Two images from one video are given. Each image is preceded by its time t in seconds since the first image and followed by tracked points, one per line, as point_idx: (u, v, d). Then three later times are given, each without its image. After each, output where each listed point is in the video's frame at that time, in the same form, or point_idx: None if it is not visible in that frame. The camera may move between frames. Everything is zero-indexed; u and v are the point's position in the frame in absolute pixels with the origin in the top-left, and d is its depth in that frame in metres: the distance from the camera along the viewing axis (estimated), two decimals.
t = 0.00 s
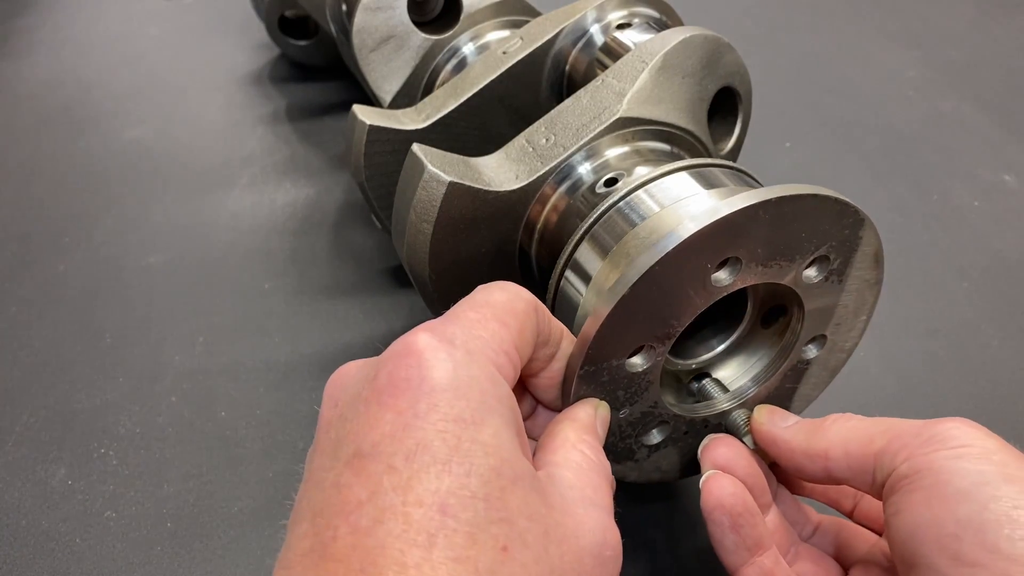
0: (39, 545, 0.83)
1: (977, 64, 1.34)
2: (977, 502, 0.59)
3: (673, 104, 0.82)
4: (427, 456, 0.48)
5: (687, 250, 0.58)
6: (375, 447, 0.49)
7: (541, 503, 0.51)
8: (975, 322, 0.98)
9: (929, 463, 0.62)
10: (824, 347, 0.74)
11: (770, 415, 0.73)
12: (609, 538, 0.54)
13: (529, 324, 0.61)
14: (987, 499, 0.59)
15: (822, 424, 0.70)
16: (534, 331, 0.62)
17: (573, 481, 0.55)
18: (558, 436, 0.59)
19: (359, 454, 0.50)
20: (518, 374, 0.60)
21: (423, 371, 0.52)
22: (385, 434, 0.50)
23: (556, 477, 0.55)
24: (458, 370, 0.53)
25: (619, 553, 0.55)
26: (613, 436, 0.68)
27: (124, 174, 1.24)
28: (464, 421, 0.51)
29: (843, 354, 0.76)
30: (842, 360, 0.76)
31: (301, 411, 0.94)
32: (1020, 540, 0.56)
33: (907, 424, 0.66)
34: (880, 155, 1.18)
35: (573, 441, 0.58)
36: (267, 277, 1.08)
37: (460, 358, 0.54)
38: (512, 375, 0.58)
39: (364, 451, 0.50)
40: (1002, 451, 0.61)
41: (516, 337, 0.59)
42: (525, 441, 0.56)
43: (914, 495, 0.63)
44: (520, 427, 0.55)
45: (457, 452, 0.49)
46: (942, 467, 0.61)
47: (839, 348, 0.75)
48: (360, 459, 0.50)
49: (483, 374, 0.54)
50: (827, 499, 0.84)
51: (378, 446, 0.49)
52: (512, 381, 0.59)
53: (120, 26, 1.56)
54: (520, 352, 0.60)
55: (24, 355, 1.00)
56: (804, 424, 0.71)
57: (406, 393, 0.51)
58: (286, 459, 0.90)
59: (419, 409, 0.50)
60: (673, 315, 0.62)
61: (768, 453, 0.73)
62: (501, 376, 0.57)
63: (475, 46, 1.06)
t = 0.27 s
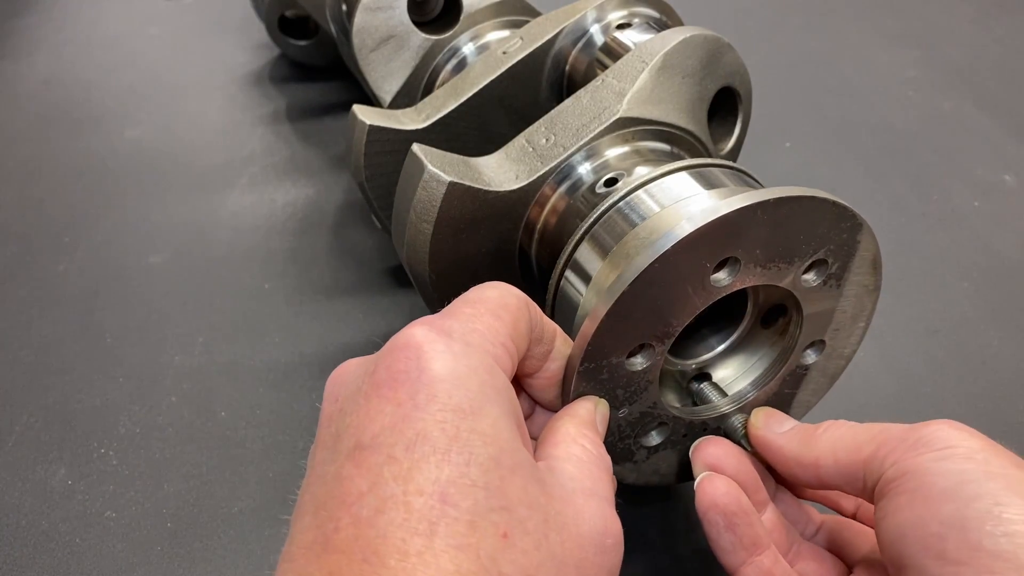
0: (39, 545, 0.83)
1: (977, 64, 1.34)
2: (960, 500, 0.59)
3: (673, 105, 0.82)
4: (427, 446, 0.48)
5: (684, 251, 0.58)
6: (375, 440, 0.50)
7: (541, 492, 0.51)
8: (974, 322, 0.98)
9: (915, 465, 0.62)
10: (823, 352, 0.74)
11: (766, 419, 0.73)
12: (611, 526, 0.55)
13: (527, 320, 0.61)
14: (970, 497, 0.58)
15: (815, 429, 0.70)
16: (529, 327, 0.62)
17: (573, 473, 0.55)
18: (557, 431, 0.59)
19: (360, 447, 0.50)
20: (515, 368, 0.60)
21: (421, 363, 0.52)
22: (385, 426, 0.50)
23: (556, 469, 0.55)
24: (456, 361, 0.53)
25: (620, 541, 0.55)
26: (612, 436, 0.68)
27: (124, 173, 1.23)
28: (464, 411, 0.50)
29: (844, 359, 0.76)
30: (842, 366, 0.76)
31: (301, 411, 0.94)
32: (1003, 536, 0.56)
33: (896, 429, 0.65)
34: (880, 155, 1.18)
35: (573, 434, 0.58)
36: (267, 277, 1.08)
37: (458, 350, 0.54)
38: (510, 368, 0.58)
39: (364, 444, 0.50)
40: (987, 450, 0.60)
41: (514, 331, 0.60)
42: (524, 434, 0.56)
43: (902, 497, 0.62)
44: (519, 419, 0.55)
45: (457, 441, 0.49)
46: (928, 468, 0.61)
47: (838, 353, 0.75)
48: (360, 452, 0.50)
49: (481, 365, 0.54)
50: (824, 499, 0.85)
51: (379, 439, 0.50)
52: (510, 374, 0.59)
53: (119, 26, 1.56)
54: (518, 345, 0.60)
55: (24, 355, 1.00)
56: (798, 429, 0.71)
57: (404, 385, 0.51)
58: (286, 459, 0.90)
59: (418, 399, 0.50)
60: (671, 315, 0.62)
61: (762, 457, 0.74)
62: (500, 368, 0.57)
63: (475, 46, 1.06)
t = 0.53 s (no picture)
0: (40, 545, 0.83)
1: (977, 64, 1.34)
2: (944, 510, 0.59)
3: (674, 104, 0.82)
4: (412, 437, 0.49)
5: (681, 244, 0.58)
6: (362, 430, 0.50)
7: (528, 482, 0.51)
8: (974, 322, 0.98)
9: (901, 474, 0.62)
10: (823, 350, 0.74)
11: (756, 415, 0.73)
12: (599, 517, 0.54)
13: (520, 313, 0.61)
14: (953, 507, 0.58)
15: (804, 425, 0.70)
16: (524, 318, 0.62)
17: (562, 464, 0.55)
18: (549, 424, 0.59)
19: (347, 437, 0.50)
20: (507, 361, 0.60)
21: (410, 355, 0.52)
22: (373, 417, 0.50)
23: (544, 460, 0.55)
24: (444, 353, 0.53)
25: (609, 533, 0.55)
26: (609, 431, 0.68)
27: (124, 174, 1.24)
28: (450, 403, 0.51)
29: (844, 358, 0.76)
30: (843, 365, 0.76)
31: (301, 411, 0.94)
32: (982, 545, 0.56)
33: (886, 434, 0.65)
34: (880, 155, 1.18)
35: (565, 427, 0.58)
36: (267, 277, 1.08)
37: (447, 341, 0.54)
38: (501, 360, 0.58)
39: (352, 434, 0.50)
40: (975, 461, 0.60)
41: (506, 324, 0.60)
42: (513, 426, 0.56)
43: (886, 506, 0.62)
44: (507, 411, 0.55)
45: (442, 432, 0.49)
46: (913, 479, 0.61)
47: (839, 352, 0.75)
48: (347, 442, 0.50)
49: (470, 357, 0.54)
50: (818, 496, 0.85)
51: (365, 429, 0.50)
52: (501, 366, 0.59)
53: (120, 26, 1.56)
54: (510, 338, 0.60)
55: (24, 355, 1.00)
56: (790, 425, 0.71)
57: (392, 376, 0.51)
58: (286, 458, 0.90)
59: (405, 391, 0.51)
60: (669, 309, 0.62)
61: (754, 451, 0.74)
62: (489, 360, 0.57)
63: (475, 46, 1.06)
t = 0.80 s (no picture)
0: (40, 545, 0.83)
1: (977, 64, 1.34)
2: (928, 526, 0.59)
3: (673, 103, 0.82)
4: (406, 430, 0.49)
5: (678, 240, 0.58)
6: (358, 424, 0.50)
7: (524, 476, 0.51)
8: (974, 322, 0.98)
9: (887, 486, 0.62)
10: (822, 348, 0.74)
11: (739, 420, 0.72)
12: (596, 512, 0.54)
13: (518, 309, 0.61)
14: (936, 522, 0.59)
15: (790, 429, 0.70)
16: (523, 315, 0.62)
17: (558, 459, 0.55)
18: (548, 420, 0.59)
19: (343, 431, 0.50)
20: (504, 357, 0.60)
21: (405, 350, 0.52)
22: (368, 411, 0.50)
23: (541, 455, 0.55)
24: (439, 348, 0.53)
25: (606, 527, 0.55)
26: (609, 429, 0.68)
27: (123, 173, 1.24)
28: (445, 397, 0.51)
29: (843, 356, 0.76)
30: (841, 362, 0.76)
31: (301, 411, 0.94)
32: (965, 562, 0.56)
33: (873, 438, 0.65)
34: (880, 155, 1.18)
35: (563, 423, 0.58)
36: (267, 277, 1.08)
37: (443, 336, 0.54)
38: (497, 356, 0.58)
39: (348, 428, 0.50)
40: (960, 468, 0.60)
41: (503, 320, 0.59)
42: (509, 421, 0.56)
43: (876, 519, 0.63)
44: (504, 406, 0.55)
45: (437, 426, 0.49)
46: (899, 491, 0.61)
47: (838, 349, 0.75)
48: (343, 436, 0.50)
49: (465, 352, 0.54)
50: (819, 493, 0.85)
51: (361, 423, 0.50)
52: (499, 363, 0.59)
53: (120, 26, 1.56)
54: (508, 334, 0.60)
55: (24, 355, 1.00)
56: (777, 426, 0.71)
57: (387, 371, 0.51)
58: (286, 458, 0.90)
59: (399, 385, 0.51)
60: (668, 306, 0.62)
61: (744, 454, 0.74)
62: (486, 355, 0.57)
63: (475, 46, 1.06)
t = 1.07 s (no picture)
0: (40, 545, 0.83)
1: (976, 64, 1.34)
2: (911, 538, 0.59)
3: (673, 104, 0.82)
4: (408, 426, 0.49)
5: (680, 240, 0.58)
6: (361, 420, 0.50)
7: (526, 473, 0.51)
8: (974, 322, 0.98)
9: (874, 497, 0.61)
10: (822, 350, 0.74)
11: (754, 411, 0.72)
12: (597, 509, 0.54)
13: (521, 307, 0.61)
14: (920, 535, 0.58)
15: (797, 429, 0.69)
16: (526, 313, 0.62)
17: (560, 457, 0.55)
18: (550, 418, 0.59)
19: (345, 427, 0.50)
20: (507, 355, 0.60)
21: (408, 347, 0.52)
22: (371, 408, 0.50)
23: (542, 452, 0.55)
24: (442, 346, 0.53)
25: (607, 525, 0.55)
26: (610, 429, 0.68)
27: (123, 173, 1.24)
28: (447, 394, 0.51)
29: (844, 358, 0.76)
30: (841, 364, 0.76)
31: (300, 410, 0.94)
32: None
33: (866, 448, 0.64)
34: (880, 155, 1.19)
35: (565, 421, 0.58)
36: (268, 277, 1.08)
37: (446, 334, 0.54)
38: (500, 354, 0.58)
39: (350, 424, 0.50)
40: (946, 480, 0.59)
41: (506, 318, 0.59)
42: (511, 418, 0.56)
43: (860, 530, 0.63)
44: (506, 403, 0.55)
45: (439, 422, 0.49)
46: (885, 501, 0.60)
47: (838, 352, 0.75)
48: (346, 432, 0.50)
49: (468, 349, 0.54)
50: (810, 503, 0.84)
51: (363, 418, 0.50)
52: (501, 360, 0.59)
53: (119, 27, 1.56)
54: (511, 332, 0.60)
55: (24, 355, 1.00)
56: (787, 425, 0.70)
57: (390, 367, 0.51)
58: (286, 458, 0.90)
59: (402, 381, 0.51)
60: (669, 305, 0.62)
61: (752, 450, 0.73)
62: (488, 353, 0.57)
63: (475, 46, 1.06)
